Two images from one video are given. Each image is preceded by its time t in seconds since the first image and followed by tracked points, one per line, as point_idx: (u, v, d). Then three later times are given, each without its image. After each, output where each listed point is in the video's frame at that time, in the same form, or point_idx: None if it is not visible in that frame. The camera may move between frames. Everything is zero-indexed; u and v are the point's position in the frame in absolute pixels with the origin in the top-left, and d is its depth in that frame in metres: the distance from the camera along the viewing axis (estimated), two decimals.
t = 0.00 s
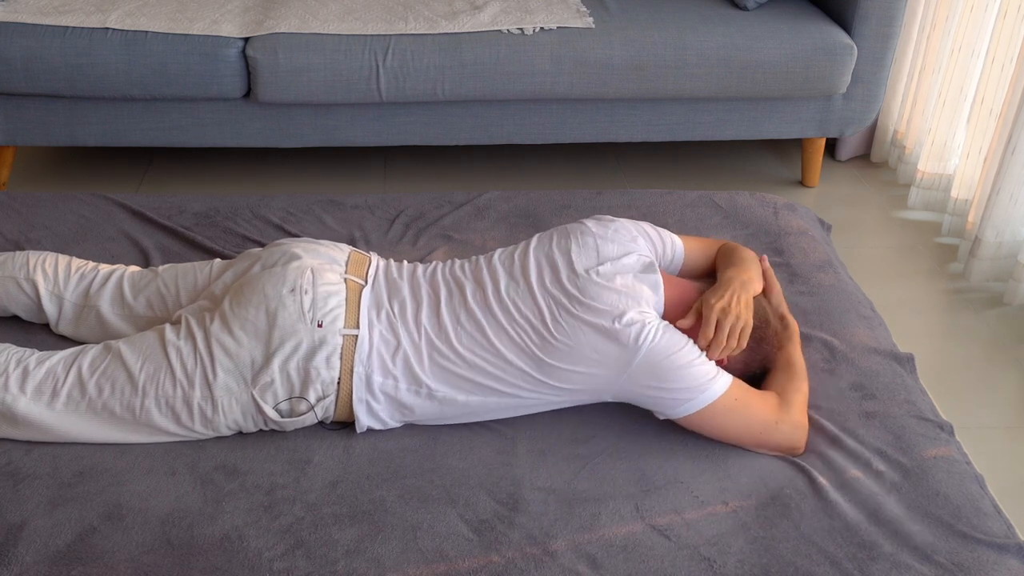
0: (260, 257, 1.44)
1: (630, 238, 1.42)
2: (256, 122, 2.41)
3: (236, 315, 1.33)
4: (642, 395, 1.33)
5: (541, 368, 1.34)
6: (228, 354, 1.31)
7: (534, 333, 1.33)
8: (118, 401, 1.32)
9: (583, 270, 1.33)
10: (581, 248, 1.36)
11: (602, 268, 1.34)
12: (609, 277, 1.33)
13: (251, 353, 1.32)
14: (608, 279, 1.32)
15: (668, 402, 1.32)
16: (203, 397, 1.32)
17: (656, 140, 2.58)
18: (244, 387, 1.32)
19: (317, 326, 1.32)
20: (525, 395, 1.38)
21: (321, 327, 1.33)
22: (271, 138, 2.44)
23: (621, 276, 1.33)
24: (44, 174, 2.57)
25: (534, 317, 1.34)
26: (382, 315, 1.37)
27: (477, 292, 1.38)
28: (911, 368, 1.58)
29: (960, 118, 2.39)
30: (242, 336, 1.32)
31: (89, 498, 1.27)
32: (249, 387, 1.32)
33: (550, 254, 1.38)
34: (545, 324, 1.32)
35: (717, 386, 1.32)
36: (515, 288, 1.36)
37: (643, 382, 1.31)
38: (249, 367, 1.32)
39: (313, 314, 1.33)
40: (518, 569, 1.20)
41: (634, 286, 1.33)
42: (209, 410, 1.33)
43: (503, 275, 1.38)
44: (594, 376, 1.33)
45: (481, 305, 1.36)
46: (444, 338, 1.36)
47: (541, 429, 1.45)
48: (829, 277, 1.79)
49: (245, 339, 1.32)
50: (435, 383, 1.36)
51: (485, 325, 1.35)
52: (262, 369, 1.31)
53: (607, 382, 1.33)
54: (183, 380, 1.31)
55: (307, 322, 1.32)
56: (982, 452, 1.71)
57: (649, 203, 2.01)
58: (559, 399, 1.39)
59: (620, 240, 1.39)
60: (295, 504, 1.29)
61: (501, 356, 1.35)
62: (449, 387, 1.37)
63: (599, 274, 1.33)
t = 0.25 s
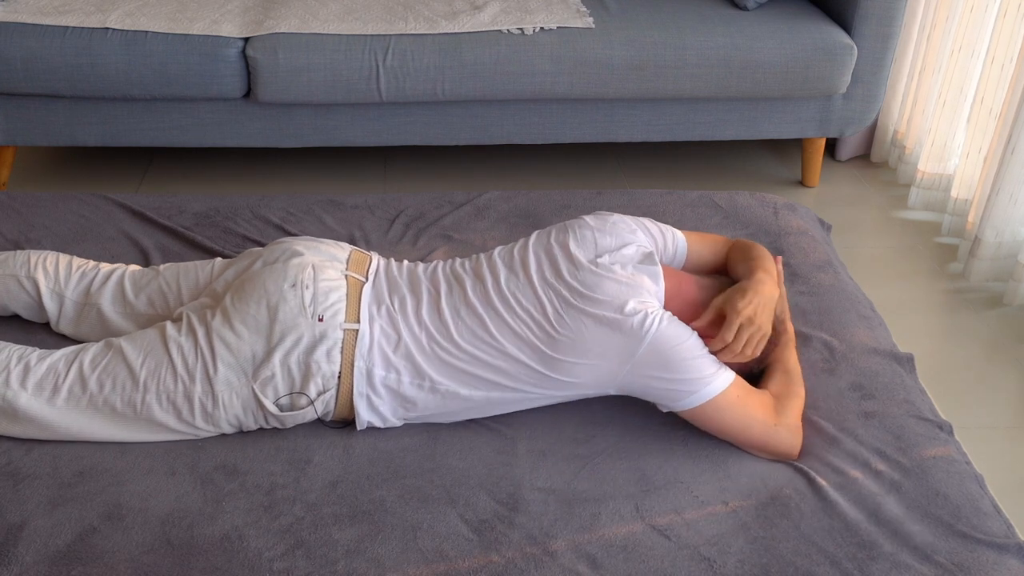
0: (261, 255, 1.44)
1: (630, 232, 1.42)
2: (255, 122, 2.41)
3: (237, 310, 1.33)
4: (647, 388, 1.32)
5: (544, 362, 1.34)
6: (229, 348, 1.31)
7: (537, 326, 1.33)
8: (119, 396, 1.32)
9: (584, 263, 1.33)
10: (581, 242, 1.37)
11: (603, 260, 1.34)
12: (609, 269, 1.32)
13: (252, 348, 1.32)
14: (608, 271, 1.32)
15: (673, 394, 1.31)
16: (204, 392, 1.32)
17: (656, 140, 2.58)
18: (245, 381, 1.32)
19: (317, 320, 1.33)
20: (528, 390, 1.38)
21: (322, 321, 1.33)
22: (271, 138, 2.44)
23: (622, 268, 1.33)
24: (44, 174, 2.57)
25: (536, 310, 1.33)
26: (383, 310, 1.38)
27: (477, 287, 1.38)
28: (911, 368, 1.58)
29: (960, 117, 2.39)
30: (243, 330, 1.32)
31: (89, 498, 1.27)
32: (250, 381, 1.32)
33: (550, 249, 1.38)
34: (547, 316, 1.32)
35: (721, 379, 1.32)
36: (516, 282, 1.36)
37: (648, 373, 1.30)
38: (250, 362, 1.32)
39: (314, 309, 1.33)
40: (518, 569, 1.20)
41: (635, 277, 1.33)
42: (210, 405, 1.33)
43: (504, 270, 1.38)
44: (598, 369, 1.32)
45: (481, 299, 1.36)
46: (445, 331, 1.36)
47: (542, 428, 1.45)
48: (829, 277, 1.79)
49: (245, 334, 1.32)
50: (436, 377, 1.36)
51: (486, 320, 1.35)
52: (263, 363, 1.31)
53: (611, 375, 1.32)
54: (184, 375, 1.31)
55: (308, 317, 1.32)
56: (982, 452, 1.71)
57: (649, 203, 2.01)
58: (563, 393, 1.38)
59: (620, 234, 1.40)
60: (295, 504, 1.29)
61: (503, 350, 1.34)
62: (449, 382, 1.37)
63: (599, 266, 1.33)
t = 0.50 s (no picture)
0: (260, 255, 1.44)
1: (630, 233, 1.42)
2: (255, 122, 2.41)
3: (236, 310, 1.33)
4: (646, 391, 1.32)
5: (543, 363, 1.34)
6: (229, 348, 1.32)
7: (536, 328, 1.33)
8: (119, 396, 1.32)
9: (583, 265, 1.33)
10: (581, 243, 1.36)
11: (602, 262, 1.34)
12: (609, 271, 1.32)
13: (252, 348, 1.32)
14: (608, 273, 1.32)
15: (670, 399, 1.31)
16: (204, 392, 1.32)
17: (656, 140, 2.58)
18: (244, 381, 1.32)
19: (317, 320, 1.33)
20: (527, 391, 1.37)
21: (322, 321, 1.33)
22: (271, 138, 2.44)
23: (622, 270, 1.33)
24: (44, 174, 2.57)
25: (535, 312, 1.33)
26: (382, 309, 1.38)
27: (476, 287, 1.38)
28: (911, 368, 1.58)
29: (960, 118, 2.39)
30: (243, 330, 1.32)
31: (89, 498, 1.27)
32: (249, 381, 1.32)
33: (550, 249, 1.38)
34: (546, 318, 1.32)
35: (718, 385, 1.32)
36: (515, 282, 1.36)
37: (646, 377, 1.30)
38: (249, 362, 1.32)
39: (313, 309, 1.33)
40: (518, 569, 1.20)
41: (635, 279, 1.33)
42: (210, 404, 1.33)
43: (503, 270, 1.38)
44: (597, 371, 1.32)
45: (480, 299, 1.36)
46: (443, 332, 1.36)
47: (541, 429, 1.45)
48: (829, 277, 1.79)
49: (245, 333, 1.32)
50: (435, 378, 1.36)
51: (485, 320, 1.35)
52: (262, 363, 1.31)
53: (611, 378, 1.32)
54: (183, 375, 1.31)
55: (307, 317, 1.32)
56: (982, 452, 1.71)
57: (649, 203, 2.01)
58: (563, 395, 1.38)
59: (620, 235, 1.40)
60: (295, 504, 1.29)
61: (503, 351, 1.34)
62: (448, 383, 1.37)
63: (599, 268, 1.33)
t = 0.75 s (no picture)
0: (259, 255, 1.44)
1: (631, 234, 1.42)
2: (255, 122, 2.41)
3: (236, 310, 1.33)
4: (645, 392, 1.32)
5: (543, 364, 1.34)
6: (228, 349, 1.31)
7: (536, 328, 1.33)
8: (119, 397, 1.32)
9: (583, 266, 1.33)
10: (581, 245, 1.36)
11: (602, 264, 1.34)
12: (610, 272, 1.32)
13: (251, 348, 1.32)
14: (607, 274, 1.32)
15: (671, 400, 1.31)
16: (203, 392, 1.32)
17: (656, 140, 2.58)
18: (244, 381, 1.32)
19: (316, 320, 1.33)
20: (527, 392, 1.37)
21: (321, 321, 1.33)
22: (271, 138, 2.44)
23: (622, 271, 1.33)
24: (44, 174, 2.57)
25: (536, 312, 1.33)
26: (382, 309, 1.37)
27: (476, 287, 1.38)
28: (911, 368, 1.58)
29: (960, 118, 2.39)
30: (242, 330, 1.32)
31: (89, 498, 1.27)
32: (249, 381, 1.32)
33: (550, 250, 1.38)
34: (546, 319, 1.32)
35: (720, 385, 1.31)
36: (515, 283, 1.36)
37: (647, 378, 1.30)
38: (249, 362, 1.32)
39: (313, 308, 1.33)
40: (518, 569, 1.20)
41: (635, 280, 1.33)
42: (209, 405, 1.33)
43: (503, 271, 1.38)
44: (597, 372, 1.32)
45: (480, 299, 1.36)
46: (443, 332, 1.36)
47: (541, 429, 1.45)
48: (829, 277, 1.79)
49: (244, 334, 1.32)
50: (435, 378, 1.36)
51: (485, 320, 1.35)
52: (262, 363, 1.31)
53: (612, 379, 1.32)
54: (183, 375, 1.31)
55: (307, 316, 1.32)
56: (982, 452, 1.71)
57: (649, 203, 2.01)
58: (563, 395, 1.38)
59: (621, 236, 1.40)
60: (295, 504, 1.29)
61: (502, 352, 1.34)
62: (448, 383, 1.37)
63: (599, 269, 1.33)
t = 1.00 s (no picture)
0: (259, 255, 1.44)
1: (633, 237, 1.42)
2: (255, 122, 2.41)
3: (235, 311, 1.33)
4: (645, 395, 1.32)
5: (542, 366, 1.34)
6: (228, 350, 1.31)
7: (535, 331, 1.33)
8: (118, 397, 1.32)
9: (583, 270, 1.33)
10: (583, 248, 1.37)
11: (603, 268, 1.34)
12: (610, 276, 1.32)
13: (251, 349, 1.32)
14: (608, 278, 1.32)
15: (673, 402, 1.31)
16: (203, 393, 1.32)
17: (656, 140, 2.58)
18: (244, 382, 1.32)
19: (316, 321, 1.33)
20: (527, 394, 1.37)
21: (321, 322, 1.33)
22: (271, 138, 2.44)
23: (623, 275, 1.33)
24: (44, 174, 2.57)
25: (535, 315, 1.33)
26: (382, 310, 1.37)
27: (476, 288, 1.38)
28: (911, 368, 1.58)
29: (961, 118, 2.39)
30: (242, 331, 1.32)
31: (89, 499, 1.27)
32: (249, 383, 1.32)
33: (550, 253, 1.38)
34: (546, 321, 1.32)
35: (721, 388, 1.31)
36: (515, 284, 1.36)
37: (646, 380, 1.30)
38: (248, 363, 1.32)
39: (312, 309, 1.33)
40: (518, 569, 1.20)
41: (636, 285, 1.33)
42: (209, 405, 1.33)
43: (503, 272, 1.38)
44: (597, 375, 1.32)
45: (480, 300, 1.36)
46: (443, 333, 1.36)
47: (541, 429, 1.45)
48: (829, 277, 1.79)
49: (244, 335, 1.32)
50: (435, 379, 1.36)
51: (484, 321, 1.35)
52: (261, 364, 1.31)
53: (611, 383, 1.32)
54: (182, 376, 1.31)
55: (306, 317, 1.32)
56: (983, 452, 1.71)
57: (649, 203, 2.01)
58: (562, 399, 1.38)
59: (623, 239, 1.40)
60: (295, 504, 1.29)
61: (502, 354, 1.34)
62: (448, 384, 1.37)
63: (599, 273, 1.33)
